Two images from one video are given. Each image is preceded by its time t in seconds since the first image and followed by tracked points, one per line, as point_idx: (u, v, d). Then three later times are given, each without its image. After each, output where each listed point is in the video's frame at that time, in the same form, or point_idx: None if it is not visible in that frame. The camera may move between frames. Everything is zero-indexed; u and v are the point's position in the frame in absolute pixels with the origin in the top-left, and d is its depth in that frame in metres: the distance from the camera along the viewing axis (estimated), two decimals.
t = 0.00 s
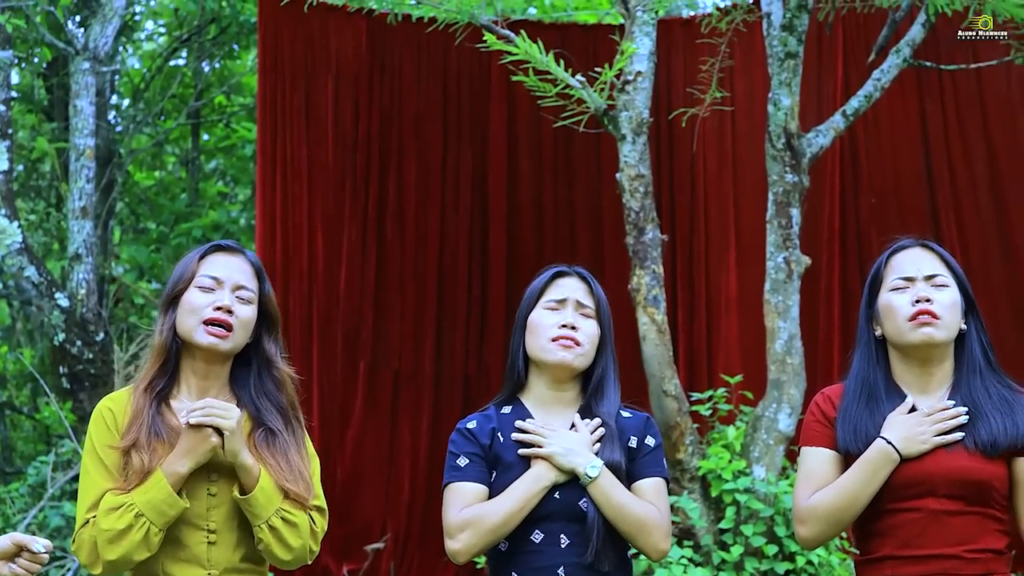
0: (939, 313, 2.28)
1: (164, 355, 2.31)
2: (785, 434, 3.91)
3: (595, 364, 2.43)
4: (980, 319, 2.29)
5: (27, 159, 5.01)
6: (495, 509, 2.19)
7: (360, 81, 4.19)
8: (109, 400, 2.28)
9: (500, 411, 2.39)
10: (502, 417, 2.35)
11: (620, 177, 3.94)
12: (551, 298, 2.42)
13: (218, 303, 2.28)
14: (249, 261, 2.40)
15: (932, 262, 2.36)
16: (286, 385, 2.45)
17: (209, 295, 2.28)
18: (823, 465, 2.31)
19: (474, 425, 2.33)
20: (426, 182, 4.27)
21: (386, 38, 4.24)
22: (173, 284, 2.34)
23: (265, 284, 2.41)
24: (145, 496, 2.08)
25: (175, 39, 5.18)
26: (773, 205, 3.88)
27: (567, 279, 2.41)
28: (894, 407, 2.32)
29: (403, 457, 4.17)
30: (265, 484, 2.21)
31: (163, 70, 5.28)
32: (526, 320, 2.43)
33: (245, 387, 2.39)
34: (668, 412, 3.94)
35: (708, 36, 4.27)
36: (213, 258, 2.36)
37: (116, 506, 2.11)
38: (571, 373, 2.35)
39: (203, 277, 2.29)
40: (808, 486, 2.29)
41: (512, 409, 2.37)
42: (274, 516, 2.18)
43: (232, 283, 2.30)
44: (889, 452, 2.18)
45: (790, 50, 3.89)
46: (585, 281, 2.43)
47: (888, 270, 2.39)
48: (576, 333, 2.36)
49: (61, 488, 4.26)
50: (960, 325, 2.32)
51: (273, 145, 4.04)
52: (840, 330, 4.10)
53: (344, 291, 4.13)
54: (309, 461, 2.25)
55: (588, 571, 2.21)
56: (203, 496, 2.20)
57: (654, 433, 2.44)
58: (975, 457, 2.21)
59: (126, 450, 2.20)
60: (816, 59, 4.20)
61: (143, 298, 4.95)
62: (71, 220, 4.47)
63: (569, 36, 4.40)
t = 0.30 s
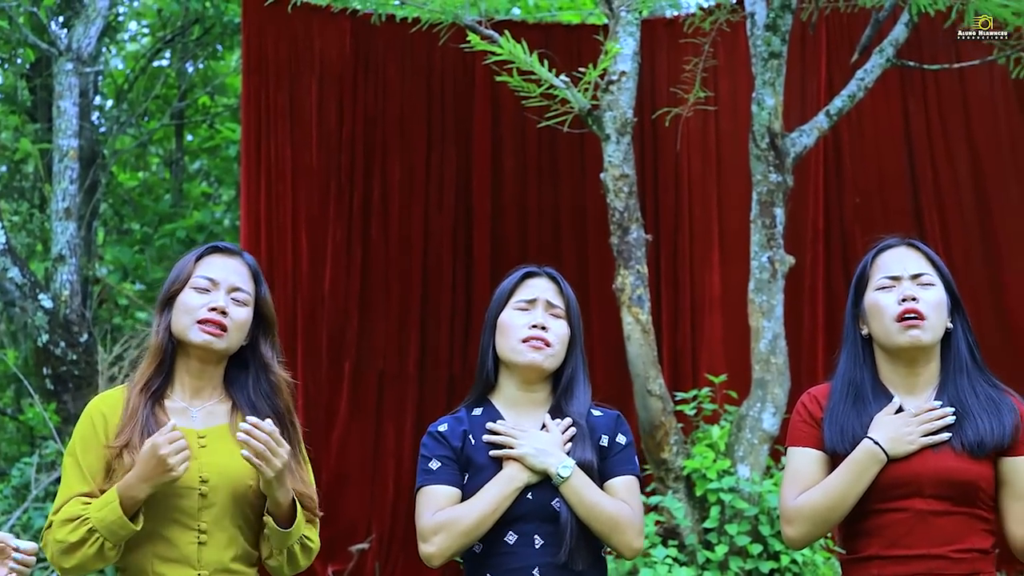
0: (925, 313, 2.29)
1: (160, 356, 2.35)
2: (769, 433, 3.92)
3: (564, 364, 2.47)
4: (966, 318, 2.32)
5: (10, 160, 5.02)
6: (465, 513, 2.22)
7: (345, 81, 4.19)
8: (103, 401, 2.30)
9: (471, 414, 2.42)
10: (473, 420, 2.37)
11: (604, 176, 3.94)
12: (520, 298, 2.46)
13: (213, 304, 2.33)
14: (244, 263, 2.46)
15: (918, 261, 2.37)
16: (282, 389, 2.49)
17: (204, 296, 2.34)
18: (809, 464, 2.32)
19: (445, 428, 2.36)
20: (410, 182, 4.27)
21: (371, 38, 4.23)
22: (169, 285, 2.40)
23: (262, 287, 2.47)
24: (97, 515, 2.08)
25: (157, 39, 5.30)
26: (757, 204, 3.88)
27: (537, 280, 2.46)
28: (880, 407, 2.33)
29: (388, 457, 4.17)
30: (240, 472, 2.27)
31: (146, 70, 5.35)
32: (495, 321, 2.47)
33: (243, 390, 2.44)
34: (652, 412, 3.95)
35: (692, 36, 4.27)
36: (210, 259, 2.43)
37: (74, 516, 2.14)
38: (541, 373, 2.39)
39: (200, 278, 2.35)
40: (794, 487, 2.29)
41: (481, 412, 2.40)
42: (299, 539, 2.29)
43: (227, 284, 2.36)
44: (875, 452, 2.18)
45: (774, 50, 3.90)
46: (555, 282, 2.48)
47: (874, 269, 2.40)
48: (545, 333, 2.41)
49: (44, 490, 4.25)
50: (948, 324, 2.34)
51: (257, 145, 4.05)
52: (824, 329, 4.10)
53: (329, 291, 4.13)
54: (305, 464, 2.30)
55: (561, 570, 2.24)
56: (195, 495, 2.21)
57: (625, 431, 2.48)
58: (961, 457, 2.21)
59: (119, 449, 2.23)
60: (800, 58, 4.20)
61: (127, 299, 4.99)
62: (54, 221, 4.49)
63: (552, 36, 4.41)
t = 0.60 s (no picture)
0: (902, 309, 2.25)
1: (135, 353, 2.33)
2: (744, 429, 3.92)
3: (527, 362, 2.46)
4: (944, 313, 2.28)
5: None
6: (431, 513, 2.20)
7: (319, 79, 4.19)
8: (75, 399, 2.26)
9: (434, 413, 2.39)
10: (437, 418, 2.34)
11: (579, 173, 3.94)
12: (482, 296, 2.45)
13: (190, 306, 2.30)
14: (222, 262, 2.42)
15: (894, 257, 2.34)
16: (256, 386, 2.48)
17: (182, 297, 2.31)
18: (786, 461, 2.27)
19: (408, 428, 2.34)
20: (385, 179, 4.27)
21: (346, 36, 4.24)
22: (145, 282, 2.36)
23: (238, 286, 2.44)
24: (61, 526, 2.07)
25: (132, 36, 5.27)
26: (732, 200, 3.88)
27: (498, 278, 2.44)
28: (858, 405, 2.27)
29: (364, 454, 4.17)
30: (216, 469, 2.26)
31: (120, 67, 5.37)
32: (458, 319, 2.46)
33: (215, 386, 2.43)
34: (627, 408, 3.94)
35: (668, 32, 4.27)
36: (187, 258, 2.39)
37: (39, 523, 2.13)
38: (505, 371, 2.39)
39: (177, 278, 2.31)
40: (771, 483, 2.24)
41: (445, 409, 2.38)
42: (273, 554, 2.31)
43: (205, 285, 2.32)
44: (851, 448, 2.13)
45: (748, 46, 3.90)
46: (517, 278, 2.48)
47: (851, 264, 2.37)
48: (508, 330, 2.41)
49: (19, 488, 4.25)
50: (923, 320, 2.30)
51: (231, 141, 4.03)
52: (798, 327, 4.10)
53: (304, 286, 4.13)
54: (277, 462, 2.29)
55: (528, 568, 2.23)
56: (167, 493, 2.19)
57: (588, 426, 2.48)
58: (937, 453, 2.17)
59: (95, 446, 2.21)
60: (774, 53, 4.21)
61: (102, 297, 5.06)
62: (28, 219, 4.53)
63: (527, 34, 4.43)
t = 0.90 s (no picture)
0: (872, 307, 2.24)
1: (93, 351, 2.33)
2: (716, 424, 3.94)
3: (489, 359, 2.41)
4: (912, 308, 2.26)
5: None
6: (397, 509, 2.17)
7: (291, 74, 4.19)
8: (36, 397, 2.27)
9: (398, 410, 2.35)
10: (401, 415, 2.30)
11: (551, 168, 3.94)
12: (445, 292, 2.40)
13: (142, 302, 2.29)
14: (176, 257, 2.40)
15: (865, 253, 2.32)
16: (216, 382, 2.47)
17: (134, 293, 2.30)
18: (755, 457, 2.26)
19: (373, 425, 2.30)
20: (358, 173, 4.27)
21: (317, 32, 4.23)
22: (101, 279, 2.36)
23: (194, 280, 2.43)
24: (50, 533, 2.10)
25: (102, 31, 5.37)
26: (704, 195, 3.89)
27: (461, 273, 2.39)
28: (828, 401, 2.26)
29: (337, 449, 4.18)
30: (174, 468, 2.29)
31: (91, 62, 5.47)
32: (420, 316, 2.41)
33: (174, 382, 2.41)
34: (600, 403, 3.97)
35: (638, 28, 4.30)
36: (141, 254, 2.39)
37: (22, 529, 2.14)
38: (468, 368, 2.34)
39: (129, 274, 2.31)
40: (742, 478, 2.24)
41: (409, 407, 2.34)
42: (223, 547, 2.26)
43: (158, 281, 2.32)
44: (820, 445, 2.12)
45: (720, 41, 3.91)
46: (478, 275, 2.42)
47: (822, 260, 2.35)
48: (471, 327, 2.36)
49: None
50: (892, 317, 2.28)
51: (202, 136, 4.05)
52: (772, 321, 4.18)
53: (276, 281, 4.12)
54: (232, 462, 2.30)
55: (494, 563, 2.20)
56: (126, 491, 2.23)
57: (552, 421, 2.44)
58: (906, 449, 2.16)
59: (54, 445, 2.21)
60: (746, 49, 4.23)
61: (71, 293, 5.14)
62: None
63: (499, 30, 4.41)
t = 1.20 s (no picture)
0: (837, 303, 2.24)
1: (47, 347, 2.31)
2: (685, 420, 3.95)
3: (455, 357, 2.40)
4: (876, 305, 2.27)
5: None
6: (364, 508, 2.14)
7: (260, 69, 4.21)
8: None
9: (363, 407, 2.33)
10: (366, 412, 2.29)
11: (521, 164, 3.93)
12: (416, 289, 2.36)
13: (98, 298, 2.25)
14: (131, 253, 2.37)
15: (829, 250, 2.32)
16: (168, 377, 2.45)
17: (89, 290, 2.26)
18: (721, 456, 2.26)
19: (337, 424, 2.27)
20: (327, 169, 4.30)
21: (287, 27, 4.26)
22: (54, 274, 2.32)
23: (149, 275, 2.39)
24: (9, 535, 2.12)
25: (70, 26, 5.35)
26: (674, 192, 3.90)
27: (433, 271, 2.36)
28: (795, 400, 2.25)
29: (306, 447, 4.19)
30: (128, 465, 2.26)
31: (58, 58, 5.43)
32: (390, 311, 2.36)
33: (127, 378, 2.40)
34: (569, 399, 3.97)
35: (608, 24, 4.34)
36: (95, 249, 2.34)
37: None
38: (438, 367, 2.32)
39: (84, 271, 2.27)
40: (709, 478, 2.24)
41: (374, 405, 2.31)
42: (172, 542, 2.29)
43: (113, 277, 2.28)
44: (783, 447, 2.10)
45: (689, 38, 3.91)
46: (450, 272, 2.39)
47: (787, 257, 2.34)
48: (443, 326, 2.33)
49: None
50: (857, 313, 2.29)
51: (170, 131, 4.06)
52: (739, 316, 4.25)
53: (245, 277, 4.14)
54: (186, 456, 2.28)
55: (461, 561, 2.18)
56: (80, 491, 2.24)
57: (517, 416, 2.43)
58: (873, 445, 2.15)
59: (7, 443, 2.20)
60: (715, 48, 4.29)
61: (40, 287, 5.14)
62: None
63: (469, 26, 4.44)
